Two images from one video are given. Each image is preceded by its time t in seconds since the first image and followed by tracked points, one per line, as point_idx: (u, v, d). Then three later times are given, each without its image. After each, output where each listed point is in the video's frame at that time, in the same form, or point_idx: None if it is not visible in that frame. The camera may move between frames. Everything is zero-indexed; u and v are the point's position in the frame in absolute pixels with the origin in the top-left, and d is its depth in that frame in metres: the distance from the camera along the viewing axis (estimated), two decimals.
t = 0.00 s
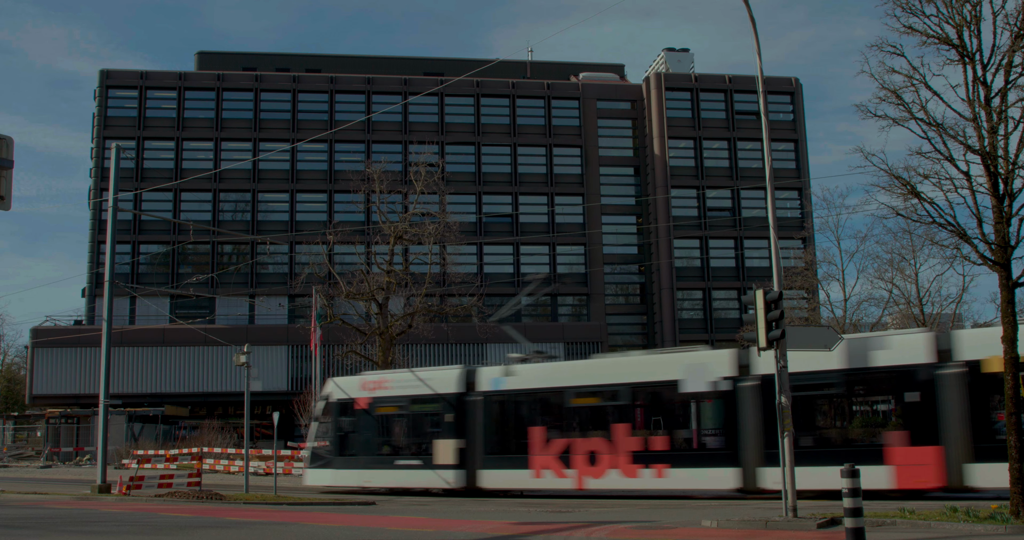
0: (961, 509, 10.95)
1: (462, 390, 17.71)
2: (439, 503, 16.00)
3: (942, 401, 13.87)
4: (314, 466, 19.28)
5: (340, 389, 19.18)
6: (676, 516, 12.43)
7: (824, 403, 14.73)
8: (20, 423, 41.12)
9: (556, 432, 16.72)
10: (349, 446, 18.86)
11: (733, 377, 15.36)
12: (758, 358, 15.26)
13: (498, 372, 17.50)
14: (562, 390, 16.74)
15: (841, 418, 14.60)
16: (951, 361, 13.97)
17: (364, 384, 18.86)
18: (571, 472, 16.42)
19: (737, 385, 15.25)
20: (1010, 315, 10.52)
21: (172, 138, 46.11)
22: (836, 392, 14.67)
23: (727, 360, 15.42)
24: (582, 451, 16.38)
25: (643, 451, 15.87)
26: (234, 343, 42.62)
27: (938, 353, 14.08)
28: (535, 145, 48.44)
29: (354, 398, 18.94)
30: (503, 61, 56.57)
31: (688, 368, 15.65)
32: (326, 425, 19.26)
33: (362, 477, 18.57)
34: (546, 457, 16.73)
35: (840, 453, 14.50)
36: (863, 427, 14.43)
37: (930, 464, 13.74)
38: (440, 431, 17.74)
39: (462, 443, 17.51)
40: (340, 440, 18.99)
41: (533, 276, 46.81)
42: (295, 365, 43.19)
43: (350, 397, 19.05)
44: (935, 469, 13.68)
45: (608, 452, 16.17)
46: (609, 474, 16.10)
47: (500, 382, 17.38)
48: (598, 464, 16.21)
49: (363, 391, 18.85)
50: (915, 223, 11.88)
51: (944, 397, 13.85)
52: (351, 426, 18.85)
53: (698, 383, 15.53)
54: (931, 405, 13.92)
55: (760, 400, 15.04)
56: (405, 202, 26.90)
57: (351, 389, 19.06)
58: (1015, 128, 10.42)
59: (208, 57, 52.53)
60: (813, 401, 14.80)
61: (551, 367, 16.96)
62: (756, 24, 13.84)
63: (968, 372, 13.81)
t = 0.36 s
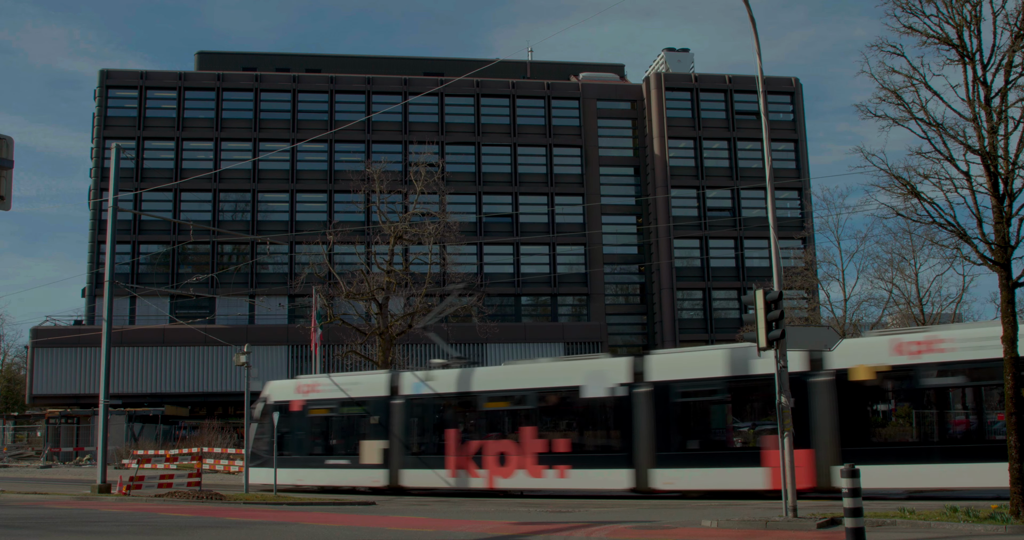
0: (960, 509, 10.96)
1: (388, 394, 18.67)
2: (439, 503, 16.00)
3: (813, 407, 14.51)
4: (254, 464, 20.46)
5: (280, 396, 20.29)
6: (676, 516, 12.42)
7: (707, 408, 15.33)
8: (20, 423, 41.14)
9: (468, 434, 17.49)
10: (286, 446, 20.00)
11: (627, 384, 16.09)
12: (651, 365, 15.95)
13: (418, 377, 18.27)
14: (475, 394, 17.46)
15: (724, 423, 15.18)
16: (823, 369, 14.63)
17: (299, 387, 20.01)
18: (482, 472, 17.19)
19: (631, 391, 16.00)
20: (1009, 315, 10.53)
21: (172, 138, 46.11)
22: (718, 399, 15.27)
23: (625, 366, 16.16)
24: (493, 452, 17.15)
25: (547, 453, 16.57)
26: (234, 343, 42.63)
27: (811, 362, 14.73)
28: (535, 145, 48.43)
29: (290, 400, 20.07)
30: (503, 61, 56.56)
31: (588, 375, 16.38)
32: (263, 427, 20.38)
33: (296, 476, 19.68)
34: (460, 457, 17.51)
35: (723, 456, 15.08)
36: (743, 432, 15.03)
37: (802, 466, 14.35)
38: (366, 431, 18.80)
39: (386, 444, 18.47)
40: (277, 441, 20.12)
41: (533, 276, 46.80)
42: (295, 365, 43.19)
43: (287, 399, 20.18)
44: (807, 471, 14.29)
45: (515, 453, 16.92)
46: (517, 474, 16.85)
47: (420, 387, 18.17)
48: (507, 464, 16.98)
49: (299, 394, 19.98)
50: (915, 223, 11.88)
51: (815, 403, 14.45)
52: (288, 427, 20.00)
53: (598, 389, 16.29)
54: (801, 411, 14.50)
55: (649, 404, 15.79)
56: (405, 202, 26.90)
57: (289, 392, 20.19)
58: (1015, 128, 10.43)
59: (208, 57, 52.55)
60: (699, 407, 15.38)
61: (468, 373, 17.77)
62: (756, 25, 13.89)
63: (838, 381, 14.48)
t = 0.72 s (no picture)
0: (960, 509, 10.96)
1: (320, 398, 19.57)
2: (440, 503, 15.97)
3: (699, 414, 15.36)
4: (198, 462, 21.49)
5: (245, 407, 19.28)
6: (676, 516, 12.42)
7: (605, 412, 16.16)
8: (20, 423, 41.14)
9: (391, 435, 18.41)
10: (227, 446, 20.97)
11: (536, 389, 16.89)
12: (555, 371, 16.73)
13: (348, 381, 19.20)
14: (399, 398, 18.35)
15: (620, 428, 16.00)
16: (707, 376, 15.46)
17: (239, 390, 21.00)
18: (403, 471, 18.13)
19: (536, 397, 16.80)
20: (1009, 315, 10.53)
21: (172, 138, 46.11)
22: (615, 404, 16.08)
23: (531, 372, 16.97)
24: (414, 452, 18.06)
25: (462, 454, 17.47)
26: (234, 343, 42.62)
27: (698, 370, 15.53)
28: (535, 145, 48.42)
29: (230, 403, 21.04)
30: (503, 61, 56.57)
31: (498, 381, 17.19)
32: (207, 427, 21.39)
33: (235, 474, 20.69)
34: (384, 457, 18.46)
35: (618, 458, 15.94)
36: (635, 434, 15.87)
37: (688, 467, 15.33)
38: (301, 432, 19.73)
39: (318, 444, 19.40)
40: (218, 441, 21.13)
41: (533, 276, 46.78)
42: (295, 365, 43.19)
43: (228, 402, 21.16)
44: (692, 472, 15.28)
45: (433, 453, 17.84)
46: (435, 474, 17.79)
47: (349, 390, 19.11)
48: (426, 464, 17.90)
49: (239, 397, 20.94)
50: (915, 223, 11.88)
51: (700, 409, 15.33)
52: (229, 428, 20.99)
53: (508, 394, 17.10)
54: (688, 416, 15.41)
55: (553, 409, 16.63)
56: (405, 202, 26.90)
57: (229, 395, 21.16)
58: (1015, 128, 10.43)
59: (208, 57, 52.57)
60: (600, 411, 16.19)
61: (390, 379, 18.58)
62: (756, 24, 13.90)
63: (721, 387, 15.31)
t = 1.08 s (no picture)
0: (961, 509, 10.95)
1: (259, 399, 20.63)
2: (440, 503, 15.96)
3: (599, 418, 16.22)
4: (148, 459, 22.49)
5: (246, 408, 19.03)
6: (676, 516, 12.41)
7: (517, 417, 16.91)
8: (20, 423, 41.14)
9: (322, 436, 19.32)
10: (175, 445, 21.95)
11: (453, 393, 17.70)
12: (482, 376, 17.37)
13: (285, 385, 20.27)
14: (329, 401, 19.25)
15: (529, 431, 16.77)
16: (607, 383, 16.31)
17: (186, 392, 21.91)
18: (332, 471, 18.95)
19: (453, 400, 17.62)
20: (1009, 316, 10.53)
21: (172, 138, 46.11)
22: (523, 408, 16.86)
23: (449, 377, 17.77)
24: (342, 453, 18.92)
25: (386, 454, 18.35)
26: (234, 343, 42.62)
27: (598, 376, 16.40)
28: (535, 145, 48.42)
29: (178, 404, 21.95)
30: (503, 61, 56.57)
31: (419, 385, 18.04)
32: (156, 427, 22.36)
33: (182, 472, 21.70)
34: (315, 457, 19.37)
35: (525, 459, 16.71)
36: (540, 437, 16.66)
37: (587, 468, 16.13)
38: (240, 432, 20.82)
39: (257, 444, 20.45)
40: (166, 441, 22.10)
41: (533, 276, 46.80)
42: (295, 365, 43.20)
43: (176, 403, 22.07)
44: (591, 472, 16.09)
45: (359, 453, 18.69)
46: (361, 473, 18.60)
47: (286, 393, 20.18)
48: (354, 464, 18.74)
49: (186, 398, 21.92)
50: (915, 223, 11.89)
51: (599, 412, 16.20)
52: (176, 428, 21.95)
53: (427, 399, 17.98)
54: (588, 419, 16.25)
55: (466, 413, 17.47)
56: (405, 202, 26.89)
57: (177, 396, 22.04)
58: (1015, 128, 10.44)
59: (208, 57, 52.58)
60: (510, 415, 16.98)
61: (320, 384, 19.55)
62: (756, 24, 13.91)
63: (619, 393, 16.17)
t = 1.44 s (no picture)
0: (961, 509, 10.94)
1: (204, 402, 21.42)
2: (439, 503, 15.95)
3: (509, 421, 16.98)
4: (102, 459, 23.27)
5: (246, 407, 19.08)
6: (676, 516, 12.41)
7: (437, 419, 17.80)
8: (20, 423, 41.13)
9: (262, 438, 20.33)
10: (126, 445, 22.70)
11: (381, 397, 18.68)
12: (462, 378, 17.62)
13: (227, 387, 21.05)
14: (268, 404, 20.21)
15: (448, 432, 17.62)
16: (516, 388, 17.01)
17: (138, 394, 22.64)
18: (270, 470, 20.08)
19: (380, 403, 18.62)
20: (1009, 315, 10.53)
21: (172, 138, 46.10)
22: (441, 411, 17.77)
23: (377, 383, 18.81)
24: (280, 453, 19.98)
25: (319, 454, 19.33)
26: (234, 343, 42.63)
27: (509, 382, 17.12)
28: (535, 145, 48.41)
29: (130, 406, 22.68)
30: (503, 61, 56.57)
31: (351, 388, 19.08)
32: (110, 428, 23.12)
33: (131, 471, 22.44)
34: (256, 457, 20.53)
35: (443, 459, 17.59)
36: (456, 437, 17.54)
37: (498, 468, 16.93)
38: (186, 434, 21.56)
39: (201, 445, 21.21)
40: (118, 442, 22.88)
41: (533, 276, 46.82)
42: (295, 365, 43.20)
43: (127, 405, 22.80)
44: (501, 473, 16.88)
45: (295, 453, 19.70)
46: (296, 472, 19.63)
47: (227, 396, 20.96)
48: (289, 463, 19.80)
49: (137, 401, 22.63)
50: (915, 223, 11.88)
51: (508, 415, 16.97)
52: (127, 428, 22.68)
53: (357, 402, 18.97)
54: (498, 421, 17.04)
55: (392, 415, 18.43)
56: (405, 202, 26.89)
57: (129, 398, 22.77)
58: (1015, 128, 10.43)
59: (208, 57, 52.59)
60: (430, 417, 17.89)
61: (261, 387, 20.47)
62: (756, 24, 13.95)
63: (527, 398, 16.87)
